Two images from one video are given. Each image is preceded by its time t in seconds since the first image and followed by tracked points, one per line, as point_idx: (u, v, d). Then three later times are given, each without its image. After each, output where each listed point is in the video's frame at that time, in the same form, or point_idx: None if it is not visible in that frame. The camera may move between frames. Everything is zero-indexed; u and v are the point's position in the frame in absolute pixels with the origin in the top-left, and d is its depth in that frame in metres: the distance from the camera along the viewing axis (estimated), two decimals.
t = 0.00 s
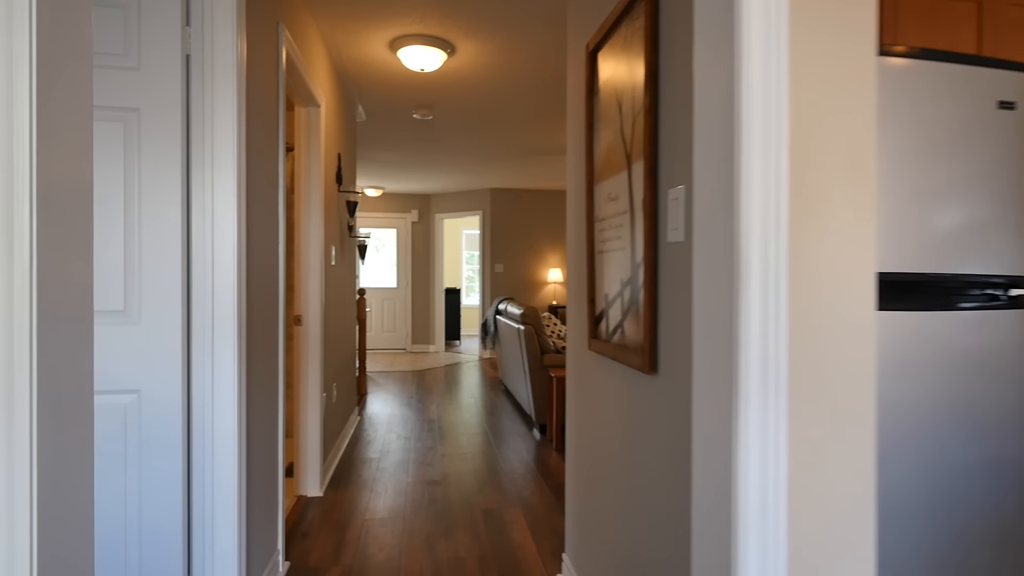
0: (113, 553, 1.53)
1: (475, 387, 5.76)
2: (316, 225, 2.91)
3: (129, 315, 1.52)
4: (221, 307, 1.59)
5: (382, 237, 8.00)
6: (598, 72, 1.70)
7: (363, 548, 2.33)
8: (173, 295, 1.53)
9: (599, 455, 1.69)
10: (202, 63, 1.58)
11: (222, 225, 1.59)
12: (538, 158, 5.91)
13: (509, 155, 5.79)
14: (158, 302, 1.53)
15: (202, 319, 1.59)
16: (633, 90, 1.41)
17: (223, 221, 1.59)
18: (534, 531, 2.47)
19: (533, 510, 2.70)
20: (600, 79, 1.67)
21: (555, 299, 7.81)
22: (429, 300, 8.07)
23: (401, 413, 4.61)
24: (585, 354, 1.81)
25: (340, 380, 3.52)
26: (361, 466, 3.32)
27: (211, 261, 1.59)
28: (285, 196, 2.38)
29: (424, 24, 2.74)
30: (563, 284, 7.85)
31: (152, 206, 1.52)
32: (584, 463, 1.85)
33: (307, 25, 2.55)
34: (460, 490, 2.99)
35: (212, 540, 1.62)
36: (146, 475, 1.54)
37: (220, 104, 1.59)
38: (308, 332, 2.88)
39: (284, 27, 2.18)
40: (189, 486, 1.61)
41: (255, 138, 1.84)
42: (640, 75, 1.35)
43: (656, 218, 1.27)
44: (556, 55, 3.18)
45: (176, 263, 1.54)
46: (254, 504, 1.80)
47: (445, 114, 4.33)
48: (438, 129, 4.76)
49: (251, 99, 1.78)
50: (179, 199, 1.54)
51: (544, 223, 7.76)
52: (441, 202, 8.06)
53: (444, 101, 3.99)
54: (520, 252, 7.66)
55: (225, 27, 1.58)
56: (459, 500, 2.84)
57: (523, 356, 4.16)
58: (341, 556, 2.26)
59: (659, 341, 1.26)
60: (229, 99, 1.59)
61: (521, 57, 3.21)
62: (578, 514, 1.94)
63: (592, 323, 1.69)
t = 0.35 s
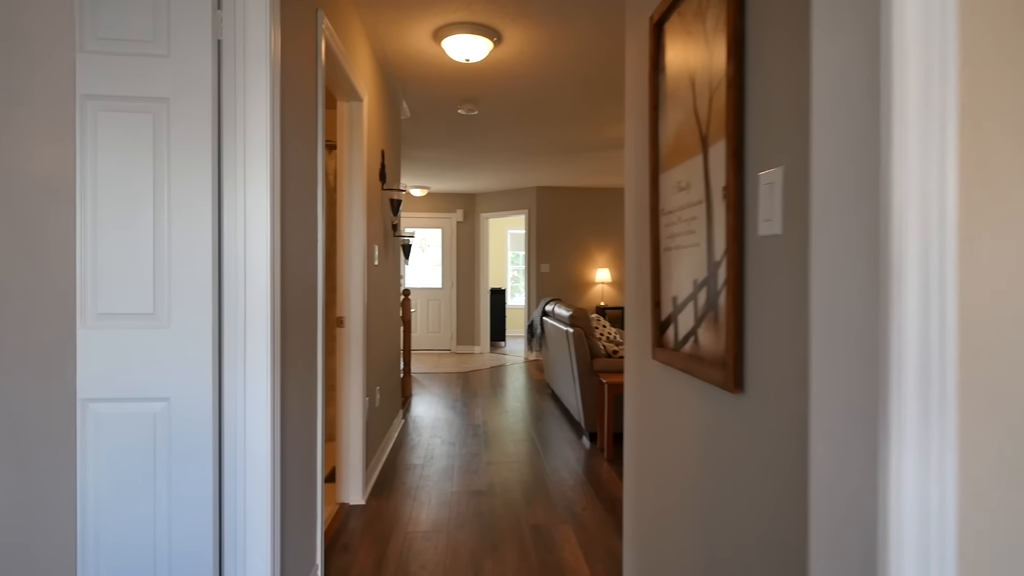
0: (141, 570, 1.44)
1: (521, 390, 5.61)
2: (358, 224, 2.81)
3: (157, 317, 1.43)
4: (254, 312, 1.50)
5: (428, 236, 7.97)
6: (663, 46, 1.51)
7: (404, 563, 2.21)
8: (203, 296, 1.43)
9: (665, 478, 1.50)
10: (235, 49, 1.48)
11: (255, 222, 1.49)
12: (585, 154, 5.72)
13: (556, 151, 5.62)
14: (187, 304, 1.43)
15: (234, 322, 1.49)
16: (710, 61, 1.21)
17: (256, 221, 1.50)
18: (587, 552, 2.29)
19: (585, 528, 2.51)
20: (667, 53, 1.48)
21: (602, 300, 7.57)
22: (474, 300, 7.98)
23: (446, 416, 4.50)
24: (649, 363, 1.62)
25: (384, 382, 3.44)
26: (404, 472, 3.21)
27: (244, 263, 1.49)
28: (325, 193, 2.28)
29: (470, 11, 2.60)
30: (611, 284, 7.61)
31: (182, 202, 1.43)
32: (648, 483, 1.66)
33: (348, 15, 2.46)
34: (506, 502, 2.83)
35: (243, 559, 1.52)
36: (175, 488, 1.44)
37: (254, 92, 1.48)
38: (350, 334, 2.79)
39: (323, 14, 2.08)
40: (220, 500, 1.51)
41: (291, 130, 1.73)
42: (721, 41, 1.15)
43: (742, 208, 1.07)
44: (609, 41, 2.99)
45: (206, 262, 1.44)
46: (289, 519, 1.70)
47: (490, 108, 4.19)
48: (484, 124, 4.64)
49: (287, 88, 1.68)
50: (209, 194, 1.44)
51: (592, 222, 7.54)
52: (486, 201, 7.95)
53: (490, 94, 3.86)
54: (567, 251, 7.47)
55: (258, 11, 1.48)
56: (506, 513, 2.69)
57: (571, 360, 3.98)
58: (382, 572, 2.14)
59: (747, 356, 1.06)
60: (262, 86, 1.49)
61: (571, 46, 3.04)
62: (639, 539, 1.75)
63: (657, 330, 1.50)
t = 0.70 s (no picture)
0: None
1: (568, 394, 5.43)
2: (399, 221, 2.71)
3: (183, 318, 1.35)
4: (282, 312, 1.39)
5: (473, 236, 7.89)
6: (734, 10, 1.32)
7: None
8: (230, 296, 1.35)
9: (738, 503, 1.31)
10: (263, 31, 1.38)
11: (284, 215, 1.39)
12: (634, 148, 5.49)
13: (604, 146, 5.41)
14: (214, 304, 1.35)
15: (263, 323, 1.40)
16: (797, 19, 1.02)
17: (285, 213, 1.39)
18: None
19: (639, 548, 2.32)
20: (739, 18, 1.29)
21: (652, 301, 7.29)
22: (520, 301, 7.84)
23: (491, 420, 4.38)
24: (717, 372, 1.43)
25: (427, 385, 3.34)
26: (447, 478, 3.10)
27: (272, 260, 1.39)
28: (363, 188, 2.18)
29: None
30: (662, 284, 7.32)
31: (208, 195, 1.34)
32: (716, 509, 1.46)
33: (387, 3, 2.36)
34: (552, 513, 2.67)
35: None
36: (201, 498, 1.36)
37: (281, 77, 1.38)
38: (391, 335, 2.70)
39: None
40: (247, 510, 1.42)
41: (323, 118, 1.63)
42: None
43: (845, 190, 0.88)
44: (664, 23, 2.79)
45: (234, 260, 1.35)
46: (321, 534, 1.59)
47: (536, 101, 4.04)
48: (530, 119, 4.49)
49: (319, 75, 1.58)
50: (237, 186, 1.35)
51: (641, 219, 7.28)
52: (532, 200, 7.81)
53: (536, 86, 3.71)
54: (615, 250, 7.23)
55: None
56: (553, 527, 2.53)
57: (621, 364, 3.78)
58: None
59: (849, 370, 0.86)
60: (291, 69, 1.38)
61: (622, 30, 2.85)
62: (704, 568, 1.56)
63: (727, 335, 1.32)
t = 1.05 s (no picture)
0: None
1: (617, 398, 5.23)
2: (441, 218, 2.62)
3: (209, 319, 1.28)
4: (311, 312, 1.30)
5: (520, 236, 7.78)
6: None
7: None
8: (257, 296, 1.27)
9: (820, 537, 1.13)
10: (291, 14, 1.30)
11: (313, 210, 1.30)
12: (687, 142, 5.25)
13: (654, 140, 5.20)
14: (241, 305, 1.27)
15: (292, 325, 1.31)
16: None
17: (313, 207, 1.30)
18: None
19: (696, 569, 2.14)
20: None
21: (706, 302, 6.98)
22: (567, 301, 7.67)
23: (537, 424, 4.25)
24: (793, 384, 1.25)
25: (470, 388, 3.24)
26: (490, 485, 2.99)
27: (301, 257, 1.30)
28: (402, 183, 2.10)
29: None
30: (716, 285, 7.01)
31: (235, 190, 1.27)
32: (790, 539, 1.29)
33: None
34: (600, 526, 2.52)
35: None
36: (228, 508, 1.29)
37: (311, 61, 1.29)
38: (432, 337, 2.61)
39: None
40: (275, 533, 1.34)
41: (357, 108, 1.55)
42: None
43: (973, 164, 0.70)
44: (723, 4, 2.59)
45: (261, 258, 1.27)
46: (354, 548, 1.50)
47: (585, 94, 3.89)
48: (577, 113, 4.33)
49: (352, 61, 1.49)
50: (264, 180, 1.27)
51: (694, 217, 6.98)
52: (579, 198, 7.63)
53: (584, 77, 3.56)
54: (666, 250, 6.97)
55: None
56: (601, 542, 2.37)
57: (674, 369, 3.58)
58: None
59: (979, 391, 0.69)
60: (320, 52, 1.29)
61: (677, 12, 2.67)
62: None
63: (806, 343, 1.15)
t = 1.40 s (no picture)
0: None
1: (668, 402, 5.01)
2: (484, 214, 2.51)
3: (237, 317, 1.22)
4: (341, 310, 1.21)
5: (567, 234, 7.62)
6: None
7: None
8: (286, 293, 1.19)
9: None
10: None
11: (343, 200, 1.21)
12: (743, 134, 4.97)
13: (708, 132, 4.95)
14: (269, 303, 1.20)
15: (321, 324, 1.23)
16: None
17: (343, 197, 1.20)
18: None
19: None
20: None
21: (763, 302, 6.63)
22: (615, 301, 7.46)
23: (584, 428, 4.09)
24: (890, 397, 1.07)
25: (515, 390, 3.13)
26: (535, 492, 2.86)
27: (330, 251, 1.21)
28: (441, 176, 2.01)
29: None
30: (774, 284, 6.65)
31: (263, 180, 1.20)
32: None
33: None
34: (653, 541, 2.36)
35: None
36: (257, 515, 1.23)
37: (341, 41, 1.20)
38: (475, 337, 2.51)
39: None
40: (305, 540, 1.26)
41: (392, 93, 1.45)
42: None
43: None
44: None
45: (290, 252, 1.19)
46: (386, 563, 1.41)
47: (635, 83, 3.71)
48: (627, 104, 4.15)
49: (385, 43, 1.40)
50: (293, 170, 1.20)
51: (750, 213, 6.65)
52: (628, 195, 7.41)
53: (635, 66, 3.39)
54: (720, 247, 6.67)
55: None
56: (654, 559, 2.21)
57: (732, 373, 3.36)
58: None
59: None
60: (351, 30, 1.19)
61: None
62: None
63: (906, 349, 0.97)
